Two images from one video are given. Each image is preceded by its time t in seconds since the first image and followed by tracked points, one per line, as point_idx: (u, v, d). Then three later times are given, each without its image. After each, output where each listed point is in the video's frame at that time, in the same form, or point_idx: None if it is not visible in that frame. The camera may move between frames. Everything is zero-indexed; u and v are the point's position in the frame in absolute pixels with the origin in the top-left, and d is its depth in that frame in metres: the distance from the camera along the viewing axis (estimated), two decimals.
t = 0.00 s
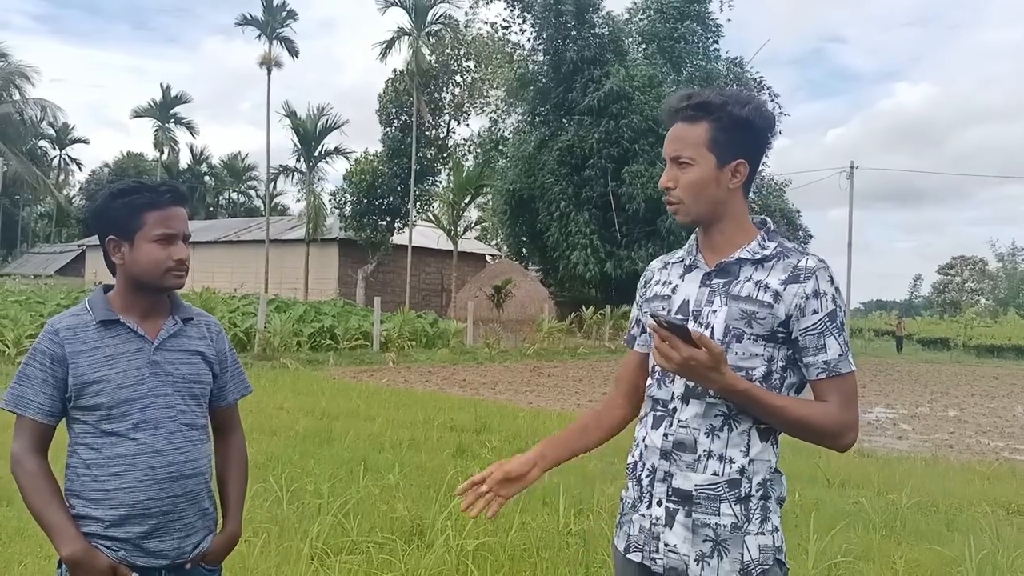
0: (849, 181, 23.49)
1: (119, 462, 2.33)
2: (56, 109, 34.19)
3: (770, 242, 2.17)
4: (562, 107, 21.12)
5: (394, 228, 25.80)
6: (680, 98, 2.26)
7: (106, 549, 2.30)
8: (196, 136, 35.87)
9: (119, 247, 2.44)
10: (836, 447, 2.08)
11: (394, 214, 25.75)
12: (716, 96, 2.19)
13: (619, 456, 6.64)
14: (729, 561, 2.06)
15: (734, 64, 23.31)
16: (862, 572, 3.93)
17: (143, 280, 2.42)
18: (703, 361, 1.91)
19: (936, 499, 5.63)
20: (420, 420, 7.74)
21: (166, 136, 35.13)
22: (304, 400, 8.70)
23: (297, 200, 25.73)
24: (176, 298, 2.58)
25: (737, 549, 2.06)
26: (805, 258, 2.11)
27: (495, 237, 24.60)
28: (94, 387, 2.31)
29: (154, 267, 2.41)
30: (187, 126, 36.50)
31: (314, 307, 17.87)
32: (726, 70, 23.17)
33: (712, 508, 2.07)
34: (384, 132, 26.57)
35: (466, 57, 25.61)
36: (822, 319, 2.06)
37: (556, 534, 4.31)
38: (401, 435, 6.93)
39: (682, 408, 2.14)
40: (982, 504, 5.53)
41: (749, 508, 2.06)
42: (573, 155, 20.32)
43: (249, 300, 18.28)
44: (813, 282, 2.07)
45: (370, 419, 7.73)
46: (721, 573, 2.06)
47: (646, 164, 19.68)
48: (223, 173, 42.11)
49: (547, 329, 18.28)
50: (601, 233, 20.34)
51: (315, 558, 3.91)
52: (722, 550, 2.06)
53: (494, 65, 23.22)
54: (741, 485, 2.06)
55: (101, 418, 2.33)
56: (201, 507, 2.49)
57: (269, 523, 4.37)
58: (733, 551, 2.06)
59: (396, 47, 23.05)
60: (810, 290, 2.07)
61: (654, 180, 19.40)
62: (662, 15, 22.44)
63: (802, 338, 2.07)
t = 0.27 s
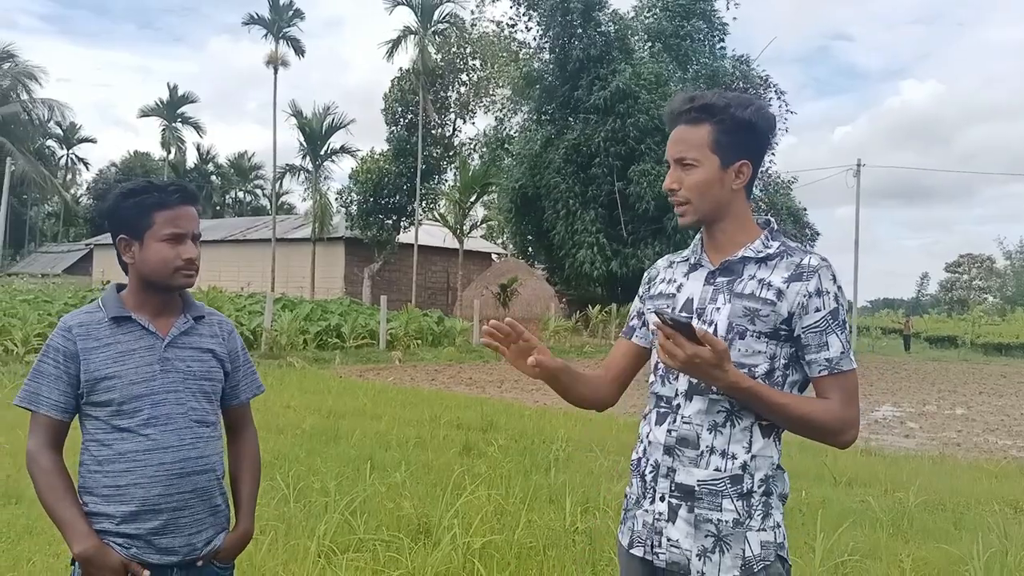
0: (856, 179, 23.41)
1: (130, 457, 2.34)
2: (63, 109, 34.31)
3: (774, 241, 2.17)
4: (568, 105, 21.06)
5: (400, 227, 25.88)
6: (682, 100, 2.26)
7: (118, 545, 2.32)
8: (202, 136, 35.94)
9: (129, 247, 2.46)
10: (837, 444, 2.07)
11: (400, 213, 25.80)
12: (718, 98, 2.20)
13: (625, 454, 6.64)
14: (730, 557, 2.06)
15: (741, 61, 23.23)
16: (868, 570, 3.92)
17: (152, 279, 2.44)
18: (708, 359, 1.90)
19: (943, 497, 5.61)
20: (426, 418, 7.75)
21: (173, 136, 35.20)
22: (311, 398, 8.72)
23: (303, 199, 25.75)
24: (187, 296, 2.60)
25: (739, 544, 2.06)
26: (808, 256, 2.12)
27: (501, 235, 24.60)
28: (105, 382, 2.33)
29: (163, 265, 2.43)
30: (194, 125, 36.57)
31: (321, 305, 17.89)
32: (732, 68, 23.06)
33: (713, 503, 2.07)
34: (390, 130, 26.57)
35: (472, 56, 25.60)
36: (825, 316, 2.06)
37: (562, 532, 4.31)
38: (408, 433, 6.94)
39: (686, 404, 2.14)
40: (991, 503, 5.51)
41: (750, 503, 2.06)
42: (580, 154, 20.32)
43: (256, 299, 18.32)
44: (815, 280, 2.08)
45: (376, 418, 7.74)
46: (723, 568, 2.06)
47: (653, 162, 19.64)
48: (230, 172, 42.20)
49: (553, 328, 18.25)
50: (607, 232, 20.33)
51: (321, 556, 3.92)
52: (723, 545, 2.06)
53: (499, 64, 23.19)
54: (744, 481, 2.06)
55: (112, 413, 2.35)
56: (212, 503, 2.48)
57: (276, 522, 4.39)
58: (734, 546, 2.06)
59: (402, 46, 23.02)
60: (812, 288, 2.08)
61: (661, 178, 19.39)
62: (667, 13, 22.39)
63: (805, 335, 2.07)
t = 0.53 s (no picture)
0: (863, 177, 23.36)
1: (141, 453, 2.35)
2: (70, 108, 34.44)
3: (786, 239, 2.17)
4: (574, 103, 21.06)
5: (406, 226, 25.87)
6: (701, 96, 2.27)
7: (129, 542, 2.33)
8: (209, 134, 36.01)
9: (142, 244, 2.48)
10: (847, 444, 2.08)
11: (406, 212, 25.76)
12: (737, 96, 2.21)
13: (631, 453, 6.63)
14: (740, 554, 2.06)
15: (747, 59, 23.16)
16: (874, 570, 3.91)
17: (164, 276, 2.45)
18: (717, 354, 1.91)
19: (951, 496, 5.60)
20: (432, 416, 7.77)
21: (179, 135, 35.29)
22: (317, 396, 8.74)
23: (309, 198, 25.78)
24: (199, 294, 2.61)
25: (749, 542, 2.06)
26: (819, 255, 2.12)
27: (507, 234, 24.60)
28: (117, 378, 2.35)
29: (175, 263, 2.45)
30: (200, 124, 36.64)
31: (327, 304, 17.93)
32: (739, 66, 22.98)
33: (724, 500, 2.07)
34: (395, 129, 26.58)
35: (477, 54, 25.57)
36: (835, 315, 2.06)
37: (568, 531, 4.31)
38: (413, 432, 6.94)
39: (697, 403, 2.14)
40: (999, 502, 5.49)
41: (760, 500, 2.06)
42: (586, 152, 20.33)
43: (262, 297, 18.35)
44: (826, 279, 2.08)
45: (382, 416, 7.76)
46: (733, 565, 2.06)
47: (659, 161, 19.61)
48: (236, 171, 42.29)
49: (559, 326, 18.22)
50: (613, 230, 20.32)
51: (328, 554, 3.93)
52: (732, 543, 2.06)
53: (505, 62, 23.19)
54: (754, 479, 2.06)
55: (124, 410, 2.36)
56: (222, 500, 2.49)
57: (282, 519, 4.40)
58: (744, 544, 2.06)
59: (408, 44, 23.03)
60: (824, 287, 2.08)
61: (668, 177, 19.39)
62: (673, 11, 22.37)
63: (815, 333, 2.07)
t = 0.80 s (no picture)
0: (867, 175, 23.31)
1: (148, 450, 2.36)
2: (74, 107, 34.51)
3: (796, 237, 2.16)
4: (577, 102, 21.04)
5: (409, 224, 25.88)
6: (709, 95, 2.25)
7: (135, 540, 2.33)
8: (213, 133, 36.05)
9: (150, 243, 2.49)
10: (858, 445, 2.05)
11: (410, 210, 25.77)
12: (748, 94, 2.20)
13: (635, 451, 6.62)
14: (744, 552, 2.05)
15: (751, 57, 23.12)
16: (877, 569, 3.89)
17: (172, 274, 2.46)
18: (723, 355, 1.90)
19: (956, 495, 5.58)
20: (436, 415, 7.77)
21: (184, 134, 35.32)
22: (321, 395, 8.74)
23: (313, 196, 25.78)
24: (206, 293, 2.61)
25: (753, 540, 2.05)
26: (829, 254, 2.10)
27: (510, 232, 24.58)
28: (125, 376, 2.35)
29: (183, 261, 2.45)
30: (204, 122, 36.65)
31: (331, 302, 17.93)
32: (743, 64, 22.95)
33: (729, 498, 2.07)
34: (399, 128, 26.57)
35: (481, 53, 25.55)
36: (844, 314, 2.04)
37: (571, 529, 4.30)
38: (417, 430, 6.94)
39: (705, 401, 2.14)
40: (1004, 501, 5.47)
41: (765, 499, 2.05)
42: (589, 151, 20.30)
43: (266, 296, 18.35)
44: (835, 278, 2.06)
45: (386, 414, 7.76)
46: (737, 563, 2.06)
47: (663, 159, 19.60)
48: (240, 170, 42.33)
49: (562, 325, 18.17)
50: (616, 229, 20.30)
51: (332, 552, 3.94)
52: (737, 541, 2.06)
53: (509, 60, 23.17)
54: (760, 477, 2.05)
55: (131, 407, 2.37)
56: (227, 499, 2.49)
57: (287, 518, 4.40)
58: (748, 542, 2.05)
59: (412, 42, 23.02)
60: (833, 286, 2.06)
61: (672, 175, 19.37)
62: (677, 9, 22.33)
63: (825, 333, 2.06)
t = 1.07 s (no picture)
0: (870, 172, 23.25)
1: (154, 447, 2.37)
2: (78, 104, 34.58)
3: (811, 234, 2.16)
4: (581, 99, 21.04)
5: (413, 222, 25.89)
6: (726, 90, 2.26)
7: (141, 536, 2.34)
8: (216, 131, 36.06)
9: (159, 239, 2.51)
10: (872, 445, 2.04)
11: (413, 208, 25.78)
12: (764, 89, 2.19)
13: (638, 448, 6.63)
14: (754, 549, 2.05)
15: (755, 54, 23.07)
16: (880, 566, 3.89)
17: (180, 270, 2.47)
18: (730, 354, 1.91)
19: (959, 492, 5.58)
20: (439, 412, 7.78)
21: (187, 131, 35.36)
22: (324, 392, 8.76)
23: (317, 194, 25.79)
24: (213, 290, 2.62)
25: (762, 538, 2.05)
26: (842, 252, 2.09)
27: (514, 230, 24.56)
28: (132, 372, 2.36)
29: (190, 259, 2.46)
30: (208, 120, 36.67)
31: (335, 300, 17.93)
32: (747, 61, 22.94)
33: (739, 495, 2.07)
34: (402, 125, 26.56)
35: (484, 50, 25.51)
36: (856, 314, 2.03)
37: (575, 526, 4.31)
38: (420, 427, 6.95)
39: (717, 399, 2.14)
40: (1009, 498, 5.45)
41: (776, 497, 2.05)
42: (593, 148, 20.30)
43: (270, 293, 18.38)
44: (848, 277, 2.05)
45: (390, 412, 7.77)
46: (747, 560, 2.06)
47: (667, 156, 19.60)
48: (244, 168, 42.34)
49: (566, 322, 18.14)
50: (620, 226, 20.30)
51: (336, 548, 3.94)
52: (747, 537, 2.06)
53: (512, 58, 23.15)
54: (770, 474, 2.05)
55: (138, 403, 2.37)
56: (233, 495, 2.50)
57: (291, 515, 4.42)
58: (758, 539, 2.05)
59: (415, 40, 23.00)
60: (846, 285, 2.05)
61: (675, 172, 19.38)
62: (681, 6, 22.32)
63: (837, 332, 2.05)
